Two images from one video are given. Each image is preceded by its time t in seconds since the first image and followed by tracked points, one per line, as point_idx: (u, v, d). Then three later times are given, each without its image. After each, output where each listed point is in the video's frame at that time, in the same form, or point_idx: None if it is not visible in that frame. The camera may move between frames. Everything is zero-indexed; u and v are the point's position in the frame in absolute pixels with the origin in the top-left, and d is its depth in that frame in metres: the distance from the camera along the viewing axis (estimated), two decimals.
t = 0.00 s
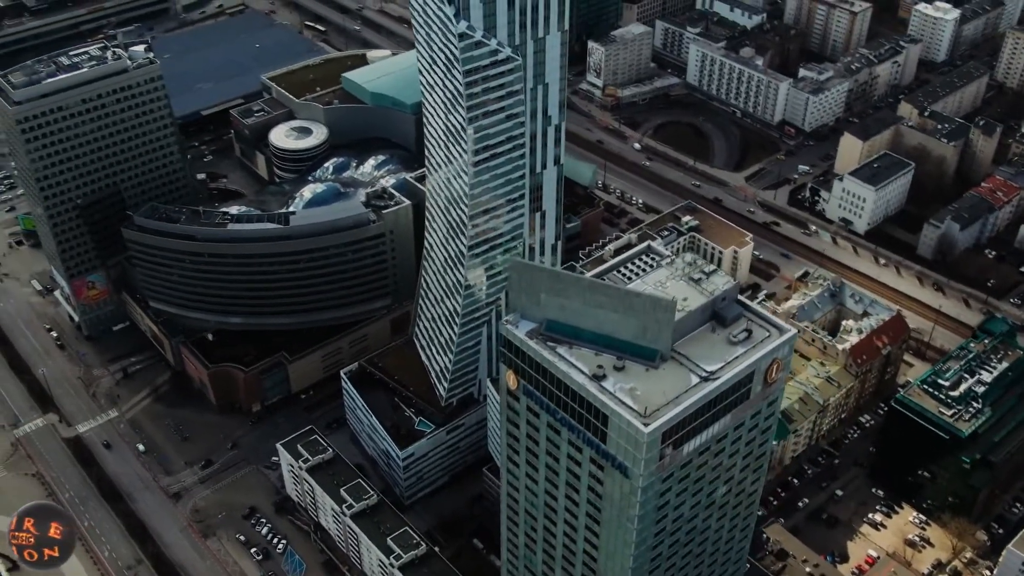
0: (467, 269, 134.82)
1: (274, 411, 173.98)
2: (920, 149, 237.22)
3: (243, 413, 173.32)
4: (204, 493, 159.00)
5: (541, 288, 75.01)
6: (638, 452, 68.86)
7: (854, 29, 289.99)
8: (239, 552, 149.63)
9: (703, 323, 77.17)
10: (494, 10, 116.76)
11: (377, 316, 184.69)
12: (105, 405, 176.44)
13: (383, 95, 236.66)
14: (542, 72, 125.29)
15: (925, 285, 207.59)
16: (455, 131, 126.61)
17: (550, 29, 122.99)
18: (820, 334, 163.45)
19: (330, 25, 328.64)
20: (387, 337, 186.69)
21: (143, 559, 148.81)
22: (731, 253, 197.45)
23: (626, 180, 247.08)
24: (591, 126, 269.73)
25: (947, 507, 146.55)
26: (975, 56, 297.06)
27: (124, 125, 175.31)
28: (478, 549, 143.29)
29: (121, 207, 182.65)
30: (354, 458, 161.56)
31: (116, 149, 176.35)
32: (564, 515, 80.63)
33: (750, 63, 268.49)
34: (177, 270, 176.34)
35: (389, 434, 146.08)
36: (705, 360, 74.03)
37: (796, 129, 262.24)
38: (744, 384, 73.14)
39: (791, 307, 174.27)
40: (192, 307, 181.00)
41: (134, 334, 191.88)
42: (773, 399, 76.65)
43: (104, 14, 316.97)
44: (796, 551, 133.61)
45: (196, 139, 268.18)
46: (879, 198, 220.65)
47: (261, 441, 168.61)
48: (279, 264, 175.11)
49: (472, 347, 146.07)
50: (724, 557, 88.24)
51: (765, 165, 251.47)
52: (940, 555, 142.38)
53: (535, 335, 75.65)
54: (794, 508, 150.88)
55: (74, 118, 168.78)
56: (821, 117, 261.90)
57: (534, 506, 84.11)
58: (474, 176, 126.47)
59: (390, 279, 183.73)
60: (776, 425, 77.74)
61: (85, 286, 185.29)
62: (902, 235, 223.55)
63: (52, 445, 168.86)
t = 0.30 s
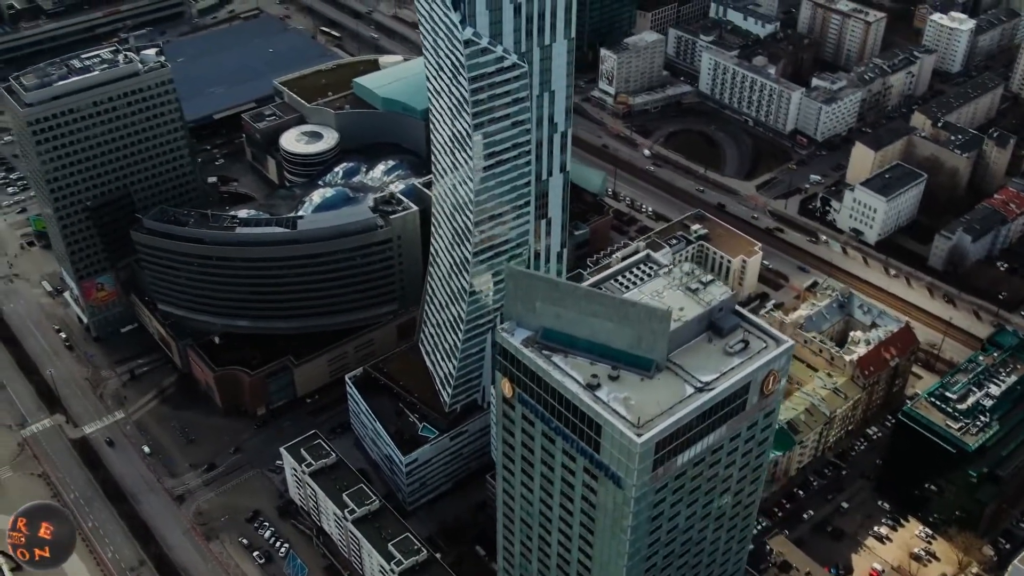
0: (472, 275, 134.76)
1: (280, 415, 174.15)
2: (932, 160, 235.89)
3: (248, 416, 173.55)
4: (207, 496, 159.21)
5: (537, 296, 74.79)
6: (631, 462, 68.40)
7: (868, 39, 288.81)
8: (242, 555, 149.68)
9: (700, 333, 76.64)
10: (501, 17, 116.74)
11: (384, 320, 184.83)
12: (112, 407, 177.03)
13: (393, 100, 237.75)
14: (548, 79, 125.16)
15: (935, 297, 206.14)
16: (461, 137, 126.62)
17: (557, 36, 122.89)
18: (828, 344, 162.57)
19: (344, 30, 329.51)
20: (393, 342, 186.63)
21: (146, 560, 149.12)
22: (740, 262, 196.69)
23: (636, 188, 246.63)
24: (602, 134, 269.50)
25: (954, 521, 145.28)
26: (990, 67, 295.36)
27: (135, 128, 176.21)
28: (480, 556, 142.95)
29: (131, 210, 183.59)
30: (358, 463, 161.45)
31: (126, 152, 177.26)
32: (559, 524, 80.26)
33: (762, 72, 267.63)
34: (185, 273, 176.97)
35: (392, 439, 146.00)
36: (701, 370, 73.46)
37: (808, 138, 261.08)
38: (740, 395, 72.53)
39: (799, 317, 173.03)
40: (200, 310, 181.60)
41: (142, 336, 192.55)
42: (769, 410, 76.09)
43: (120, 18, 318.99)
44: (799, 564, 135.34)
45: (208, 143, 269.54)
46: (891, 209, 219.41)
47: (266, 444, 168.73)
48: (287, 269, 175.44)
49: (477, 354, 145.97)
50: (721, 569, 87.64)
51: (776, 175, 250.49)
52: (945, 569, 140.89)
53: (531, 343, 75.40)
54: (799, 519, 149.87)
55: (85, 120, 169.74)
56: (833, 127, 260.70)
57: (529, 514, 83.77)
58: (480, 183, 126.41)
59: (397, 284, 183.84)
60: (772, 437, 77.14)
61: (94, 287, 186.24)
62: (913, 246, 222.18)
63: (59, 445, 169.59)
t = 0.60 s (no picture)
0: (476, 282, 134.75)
1: (285, 419, 174.35)
2: (944, 171, 234.60)
3: (254, 420, 173.82)
4: (211, 499, 159.48)
5: (533, 304, 74.66)
6: (624, 472, 68.01)
7: (882, 48, 287.71)
8: (244, 558, 149.79)
9: (696, 343, 76.22)
10: (507, 24, 116.76)
11: (390, 326, 185.02)
12: (119, 408, 177.68)
13: (404, 106, 238.50)
14: (554, 87, 125.15)
15: (945, 309, 204.74)
16: (466, 144, 126.63)
17: (563, 43, 122.99)
18: (835, 355, 161.72)
19: (357, 36, 330.42)
20: (399, 347, 186.58)
21: (148, 563, 149.42)
22: (748, 271, 195.78)
23: (646, 196, 246.17)
24: (613, 141, 269.28)
25: (959, 535, 144.18)
26: (1005, 77, 293.74)
27: (145, 131, 177.10)
28: (482, 564, 142.62)
29: (141, 212, 184.50)
30: (361, 468, 161.45)
31: (136, 155, 178.16)
32: (553, 533, 80.02)
33: (775, 81, 266.86)
34: (193, 276, 177.58)
35: (395, 445, 145.90)
36: (696, 381, 72.95)
37: (820, 147, 259.98)
38: (735, 406, 72.00)
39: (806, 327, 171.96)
40: (207, 313, 182.21)
41: (149, 338, 193.25)
42: (766, 423, 75.60)
43: (135, 21, 320.93)
44: None
45: (220, 146, 270.63)
46: (901, 219, 218.21)
47: (271, 448, 168.93)
48: (294, 273, 175.88)
49: (481, 360, 145.98)
50: None
51: (787, 184, 249.59)
52: None
53: (526, 351, 75.23)
54: (803, 531, 149.00)
55: (95, 123, 170.72)
56: (845, 137, 259.48)
57: (525, 523, 83.59)
58: (485, 189, 126.33)
59: (404, 290, 183.99)
60: (768, 449, 76.61)
61: (103, 289, 187.10)
62: (924, 257, 220.90)
63: (65, 446, 170.30)
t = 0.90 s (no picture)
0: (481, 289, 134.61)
1: (290, 423, 174.45)
2: (956, 182, 233.18)
3: (259, 423, 174.00)
4: (215, 502, 159.61)
5: (528, 312, 74.41)
6: (616, 483, 67.56)
7: (896, 58, 286.50)
8: (247, 562, 149.83)
9: (693, 353, 75.72)
10: (513, 31, 117.07)
11: (397, 331, 185.10)
12: (125, 410, 178.26)
13: (415, 111, 238.29)
14: (560, 94, 125.60)
15: (956, 321, 203.25)
16: (472, 151, 126.69)
17: (570, 51, 123.33)
18: (842, 367, 160.74)
19: (371, 41, 331.48)
20: (406, 353, 186.30)
21: (151, 565, 149.69)
22: (756, 281, 194.51)
23: (656, 204, 245.66)
24: (624, 149, 268.98)
25: (966, 549, 142.41)
26: (1020, 89, 291.88)
27: (155, 134, 178.07)
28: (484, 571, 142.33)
29: (150, 215, 185.33)
30: (365, 473, 161.32)
31: (146, 158, 179.06)
32: (547, 542, 79.64)
33: (787, 90, 266.06)
34: (200, 279, 178.07)
35: (399, 450, 145.74)
36: (691, 392, 72.47)
37: (831, 157, 259.02)
38: (730, 418, 71.49)
39: (814, 337, 170.95)
40: (214, 316, 182.75)
41: (157, 341, 193.87)
42: (762, 434, 75.03)
43: (150, 25, 322.95)
44: None
45: (232, 150, 271.90)
46: (913, 231, 216.85)
47: (276, 452, 169.00)
48: (301, 277, 176.11)
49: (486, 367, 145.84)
50: None
51: (798, 194, 248.48)
52: None
53: (521, 360, 74.95)
54: (808, 543, 148.04)
55: (106, 126, 171.74)
56: (858, 147, 258.23)
57: (520, 531, 83.29)
58: (491, 196, 126.27)
59: (411, 295, 184.08)
60: (765, 461, 76.03)
61: (112, 291, 187.81)
62: (935, 269, 219.42)
63: (71, 447, 170.92)
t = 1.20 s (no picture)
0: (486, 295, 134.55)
1: (295, 427, 174.62)
2: (968, 193, 231.70)
3: (265, 427, 174.29)
4: (219, 504, 159.88)
5: (524, 321, 74.30)
6: (608, 493, 67.18)
7: (909, 68, 285.23)
8: (249, 565, 150.00)
9: (689, 363, 75.35)
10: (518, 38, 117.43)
11: (404, 336, 185.27)
12: (132, 411, 178.95)
13: (425, 117, 239.49)
14: (566, 102, 126.00)
15: (966, 333, 201.91)
16: (477, 157, 126.88)
17: (576, 58, 123.86)
18: (849, 378, 159.95)
19: (384, 47, 332.53)
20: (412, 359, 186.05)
21: (154, 567, 150.07)
22: (765, 290, 193.39)
23: (665, 212, 245.19)
24: (635, 156, 268.70)
25: (971, 564, 141.06)
26: None
27: (165, 138, 178.99)
28: None
29: (159, 218, 186.20)
30: (369, 478, 161.36)
31: (156, 161, 180.05)
32: (542, 551, 79.41)
33: (800, 99, 265.21)
34: (208, 282, 178.68)
35: (402, 456, 145.70)
36: (686, 402, 72.05)
37: (843, 167, 258.19)
38: (725, 429, 71.01)
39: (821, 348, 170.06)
40: (222, 320, 183.36)
41: (165, 343, 194.67)
42: (758, 446, 74.51)
43: (165, 29, 324.99)
44: None
45: (243, 154, 273.08)
46: (923, 242, 215.59)
47: (281, 455, 169.22)
48: (308, 281, 176.54)
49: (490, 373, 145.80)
50: None
51: (809, 203, 247.49)
52: None
53: (516, 367, 74.79)
54: (812, 555, 147.17)
55: (116, 129, 172.82)
56: (870, 156, 257.16)
57: (515, 540, 83.09)
58: (495, 202, 126.36)
59: (418, 301, 184.21)
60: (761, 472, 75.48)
61: (121, 293, 188.69)
62: (946, 280, 218.06)
63: (78, 448, 171.61)
